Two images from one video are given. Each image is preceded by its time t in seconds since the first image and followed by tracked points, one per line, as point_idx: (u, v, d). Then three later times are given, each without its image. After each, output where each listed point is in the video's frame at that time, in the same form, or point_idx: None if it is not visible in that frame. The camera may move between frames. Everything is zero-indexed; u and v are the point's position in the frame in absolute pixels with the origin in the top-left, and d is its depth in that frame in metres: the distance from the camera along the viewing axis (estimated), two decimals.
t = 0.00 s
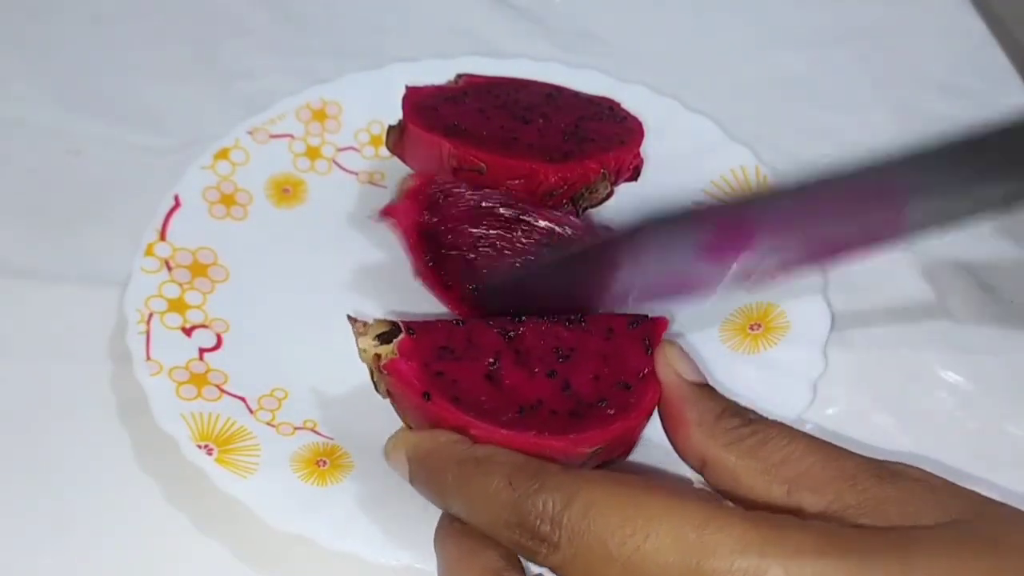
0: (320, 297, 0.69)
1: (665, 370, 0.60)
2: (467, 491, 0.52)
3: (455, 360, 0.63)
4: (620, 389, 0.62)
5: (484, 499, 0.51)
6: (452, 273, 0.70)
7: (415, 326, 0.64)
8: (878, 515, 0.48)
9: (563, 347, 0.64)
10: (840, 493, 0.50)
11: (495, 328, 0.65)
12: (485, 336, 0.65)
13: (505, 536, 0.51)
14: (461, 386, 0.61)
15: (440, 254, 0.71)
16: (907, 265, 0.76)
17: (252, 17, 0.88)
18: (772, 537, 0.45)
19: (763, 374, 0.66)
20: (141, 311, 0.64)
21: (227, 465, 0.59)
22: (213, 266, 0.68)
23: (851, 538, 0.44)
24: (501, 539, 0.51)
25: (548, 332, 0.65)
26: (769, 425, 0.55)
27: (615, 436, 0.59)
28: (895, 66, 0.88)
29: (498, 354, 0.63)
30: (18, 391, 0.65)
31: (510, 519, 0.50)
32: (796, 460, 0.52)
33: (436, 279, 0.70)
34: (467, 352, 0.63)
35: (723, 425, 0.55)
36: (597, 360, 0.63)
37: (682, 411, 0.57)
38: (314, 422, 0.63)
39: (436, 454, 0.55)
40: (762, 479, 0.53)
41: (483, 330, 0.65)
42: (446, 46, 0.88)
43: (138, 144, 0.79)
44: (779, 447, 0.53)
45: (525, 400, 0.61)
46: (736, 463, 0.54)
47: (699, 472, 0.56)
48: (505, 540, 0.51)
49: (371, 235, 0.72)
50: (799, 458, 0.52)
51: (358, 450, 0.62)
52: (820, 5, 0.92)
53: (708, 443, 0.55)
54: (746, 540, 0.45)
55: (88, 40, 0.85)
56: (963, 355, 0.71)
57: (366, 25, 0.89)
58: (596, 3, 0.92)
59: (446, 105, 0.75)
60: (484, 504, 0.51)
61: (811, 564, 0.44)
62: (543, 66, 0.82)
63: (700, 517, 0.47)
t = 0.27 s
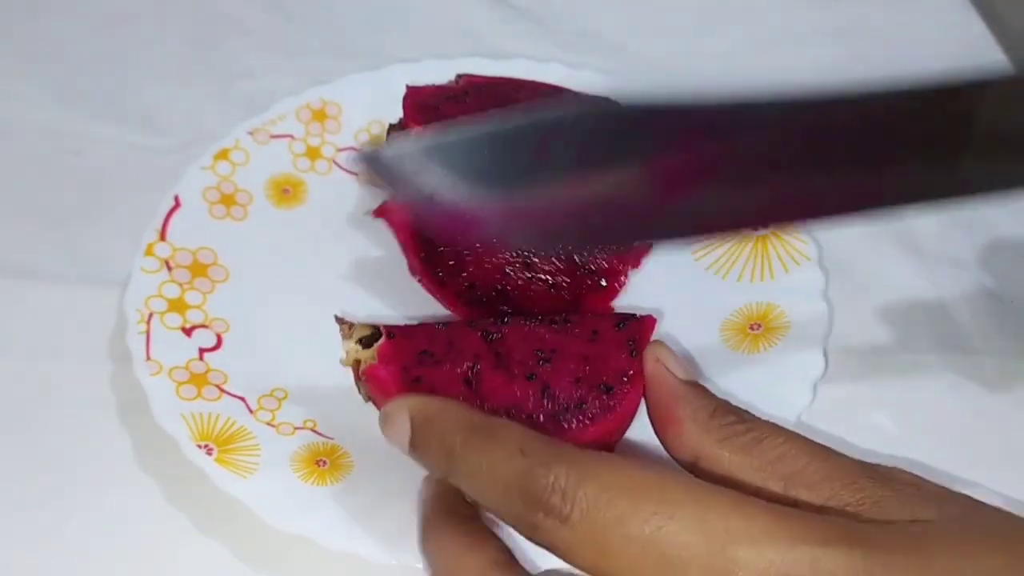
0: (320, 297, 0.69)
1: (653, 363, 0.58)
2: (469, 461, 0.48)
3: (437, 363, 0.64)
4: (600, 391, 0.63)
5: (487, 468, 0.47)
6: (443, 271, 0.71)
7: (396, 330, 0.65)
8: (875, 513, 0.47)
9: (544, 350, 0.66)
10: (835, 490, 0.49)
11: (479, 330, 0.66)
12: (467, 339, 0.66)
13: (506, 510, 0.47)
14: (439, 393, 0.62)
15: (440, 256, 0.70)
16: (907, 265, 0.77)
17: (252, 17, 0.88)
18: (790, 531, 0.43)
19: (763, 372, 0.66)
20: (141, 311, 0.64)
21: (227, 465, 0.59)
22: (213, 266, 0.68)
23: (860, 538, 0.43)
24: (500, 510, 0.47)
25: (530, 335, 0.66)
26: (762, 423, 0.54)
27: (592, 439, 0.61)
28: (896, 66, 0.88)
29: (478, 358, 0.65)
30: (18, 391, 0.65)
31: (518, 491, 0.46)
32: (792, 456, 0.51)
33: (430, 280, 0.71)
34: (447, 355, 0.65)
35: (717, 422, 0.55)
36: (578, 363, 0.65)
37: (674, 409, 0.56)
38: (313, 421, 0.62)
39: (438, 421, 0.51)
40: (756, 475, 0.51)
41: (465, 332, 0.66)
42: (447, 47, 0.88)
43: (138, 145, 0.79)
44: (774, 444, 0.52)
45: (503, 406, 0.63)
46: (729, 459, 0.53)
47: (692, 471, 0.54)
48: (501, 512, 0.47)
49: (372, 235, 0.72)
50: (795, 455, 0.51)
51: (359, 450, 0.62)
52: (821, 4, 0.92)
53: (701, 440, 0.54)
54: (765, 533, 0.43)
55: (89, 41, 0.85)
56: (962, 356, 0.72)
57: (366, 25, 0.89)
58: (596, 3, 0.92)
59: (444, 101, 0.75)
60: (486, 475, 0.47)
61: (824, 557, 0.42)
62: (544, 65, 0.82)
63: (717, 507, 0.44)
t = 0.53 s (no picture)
0: (320, 297, 0.69)
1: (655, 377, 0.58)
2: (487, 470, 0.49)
3: (443, 364, 0.64)
4: (606, 390, 0.63)
5: (506, 478, 0.48)
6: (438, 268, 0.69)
7: (402, 330, 0.65)
8: (877, 528, 0.47)
9: (551, 346, 0.65)
10: (836, 503, 0.48)
11: (483, 326, 0.65)
12: (472, 336, 0.65)
13: (525, 517, 0.48)
14: (448, 393, 0.63)
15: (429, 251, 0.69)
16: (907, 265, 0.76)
17: (252, 17, 0.88)
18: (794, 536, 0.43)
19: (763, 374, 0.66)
20: (140, 311, 0.64)
21: (226, 465, 0.59)
22: (213, 266, 0.68)
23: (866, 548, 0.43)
24: (519, 517, 0.48)
25: (537, 331, 0.65)
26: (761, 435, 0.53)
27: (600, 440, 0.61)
28: (896, 67, 0.88)
29: (485, 357, 0.64)
30: (19, 391, 0.65)
31: (536, 498, 0.47)
32: (793, 467, 0.50)
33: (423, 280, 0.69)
34: (453, 354, 0.64)
35: (716, 435, 0.53)
36: (585, 358, 0.64)
37: (672, 421, 0.54)
38: (313, 422, 0.63)
39: (456, 433, 0.52)
40: (756, 488, 0.50)
41: (469, 329, 0.65)
42: (447, 46, 0.88)
43: (139, 145, 0.79)
44: (773, 456, 0.51)
45: (512, 407, 0.62)
46: (729, 472, 0.52)
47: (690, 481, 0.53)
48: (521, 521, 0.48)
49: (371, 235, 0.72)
50: (795, 466, 0.50)
51: (358, 450, 0.62)
52: (820, 4, 0.92)
53: (700, 453, 0.53)
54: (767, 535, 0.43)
55: (89, 41, 0.85)
56: (962, 355, 0.72)
57: (366, 24, 0.89)
58: (596, 3, 0.92)
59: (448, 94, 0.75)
60: (505, 485, 0.48)
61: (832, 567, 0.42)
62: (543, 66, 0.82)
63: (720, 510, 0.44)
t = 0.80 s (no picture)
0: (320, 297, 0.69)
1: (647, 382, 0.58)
2: (469, 471, 0.51)
3: (433, 359, 0.63)
4: (597, 390, 0.63)
5: (487, 479, 0.50)
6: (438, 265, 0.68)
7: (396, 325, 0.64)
8: (864, 532, 0.47)
9: (545, 345, 0.64)
10: (824, 508, 0.49)
11: (478, 323, 0.64)
12: (465, 332, 0.64)
13: (505, 517, 0.50)
14: (440, 390, 0.62)
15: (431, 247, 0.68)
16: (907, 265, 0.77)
17: (252, 16, 0.88)
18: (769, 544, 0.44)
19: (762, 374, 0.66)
20: (140, 311, 0.64)
21: (226, 465, 0.59)
22: (213, 266, 0.68)
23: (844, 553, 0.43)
24: (500, 517, 0.50)
25: (531, 329, 0.64)
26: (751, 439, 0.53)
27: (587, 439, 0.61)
28: (897, 67, 0.88)
29: (477, 354, 0.63)
30: (19, 391, 0.65)
31: (516, 500, 0.49)
32: (782, 472, 0.50)
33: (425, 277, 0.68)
34: (447, 350, 0.63)
35: (707, 440, 0.53)
36: (578, 357, 0.64)
37: (662, 426, 0.55)
38: (313, 422, 0.63)
39: (442, 432, 0.53)
40: (745, 493, 0.51)
41: (464, 326, 0.64)
42: (447, 46, 0.88)
43: (139, 145, 0.79)
44: (763, 460, 0.51)
45: (503, 406, 0.62)
46: (718, 477, 0.52)
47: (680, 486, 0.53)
48: (502, 521, 0.50)
49: (371, 234, 0.72)
50: (784, 471, 0.50)
51: (358, 450, 0.62)
52: (820, 4, 0.92)
53: (689, 458, 0.53)
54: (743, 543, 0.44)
55: (89, 40, 0.85)
56: (962, 356, 0.72)
57: (366, 24, 0.89)
58: (596, 2, 0.92)
59: (454, 91, 0.75)
60: (486, 486, 0.50)
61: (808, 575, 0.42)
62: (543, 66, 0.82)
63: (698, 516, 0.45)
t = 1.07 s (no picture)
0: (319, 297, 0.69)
1: (632, 380, 0.58)
2: (455, 481, 0.51)
3: (410, 371, 0.64)
4: (580, 385, 0.63)
5: (472, 488, 0.50)
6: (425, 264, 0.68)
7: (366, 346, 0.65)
8: (853, 526, 0.47)
9: (524, 344, 0.64)
10: (813, 504, 0.48)
11: (454, 330, 0.65)
12: (443, 341, 0.64)
13: (489, 525, 0.50)
14: (420, 400, 0.62)
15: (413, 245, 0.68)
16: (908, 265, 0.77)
17: (252, 17, 0.88)
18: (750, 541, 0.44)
19: (761, 375, 0.66)
20: (141, 311, 0.64)
21: (226, 465, 0.59)
22: (213, 266, 0.68)
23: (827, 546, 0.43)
24: (485, 526, 0.50)
25: (510, 330, 0.65)
26: (740, 434, 0.53)
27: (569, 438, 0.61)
28: (897, 67, 0.88)
29: (456, 361, 0.64)
30: (20, 391, 0.65)
31: (499, 509, 0.49)
32: (769, 469, 0.50)
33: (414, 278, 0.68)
34: (424, 362, 0.64)
35: (694, 436, 0.53)
36: (559, 354, 0.64)
37: (649, 424, 0.55)
38: (314, 422, 0.63)
39: (428, 443, 0.54)
40: (735, 491, 0.51)
41: (441, 335, 0.65)
42: (446, 47, 0.88)
43: (140, 146, 0.79)
44: (752, 456, 0.51)
45: (484, 411, 0.62)
46: (707, 475, 0.52)
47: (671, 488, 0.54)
48: (487, 530, 0.50)
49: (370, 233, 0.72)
50: (772, 467, 0.50)
51: (358, 450, 0.62)
52: (820, 4, 0.92)
53: (677, 456, 0.53)
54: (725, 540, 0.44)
55: (90, 40, 0.85)
56: (961, 356, 0.72)
57: (366, 24, 0.89)
58: (596, 2, 0.92)
59: (451, 88, 0.76)
60: (472, 494, 0.50)
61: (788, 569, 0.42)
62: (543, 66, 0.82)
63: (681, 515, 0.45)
